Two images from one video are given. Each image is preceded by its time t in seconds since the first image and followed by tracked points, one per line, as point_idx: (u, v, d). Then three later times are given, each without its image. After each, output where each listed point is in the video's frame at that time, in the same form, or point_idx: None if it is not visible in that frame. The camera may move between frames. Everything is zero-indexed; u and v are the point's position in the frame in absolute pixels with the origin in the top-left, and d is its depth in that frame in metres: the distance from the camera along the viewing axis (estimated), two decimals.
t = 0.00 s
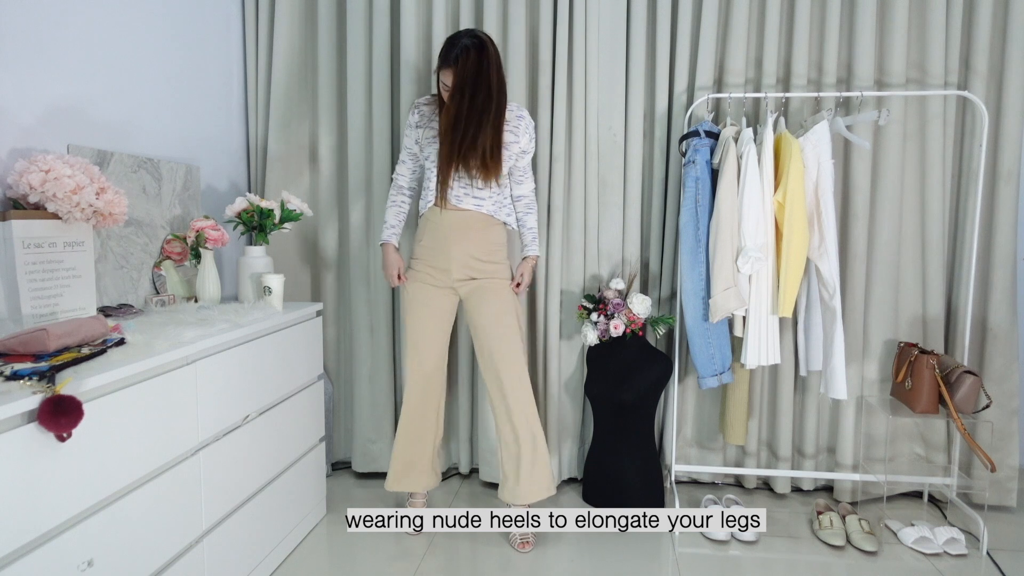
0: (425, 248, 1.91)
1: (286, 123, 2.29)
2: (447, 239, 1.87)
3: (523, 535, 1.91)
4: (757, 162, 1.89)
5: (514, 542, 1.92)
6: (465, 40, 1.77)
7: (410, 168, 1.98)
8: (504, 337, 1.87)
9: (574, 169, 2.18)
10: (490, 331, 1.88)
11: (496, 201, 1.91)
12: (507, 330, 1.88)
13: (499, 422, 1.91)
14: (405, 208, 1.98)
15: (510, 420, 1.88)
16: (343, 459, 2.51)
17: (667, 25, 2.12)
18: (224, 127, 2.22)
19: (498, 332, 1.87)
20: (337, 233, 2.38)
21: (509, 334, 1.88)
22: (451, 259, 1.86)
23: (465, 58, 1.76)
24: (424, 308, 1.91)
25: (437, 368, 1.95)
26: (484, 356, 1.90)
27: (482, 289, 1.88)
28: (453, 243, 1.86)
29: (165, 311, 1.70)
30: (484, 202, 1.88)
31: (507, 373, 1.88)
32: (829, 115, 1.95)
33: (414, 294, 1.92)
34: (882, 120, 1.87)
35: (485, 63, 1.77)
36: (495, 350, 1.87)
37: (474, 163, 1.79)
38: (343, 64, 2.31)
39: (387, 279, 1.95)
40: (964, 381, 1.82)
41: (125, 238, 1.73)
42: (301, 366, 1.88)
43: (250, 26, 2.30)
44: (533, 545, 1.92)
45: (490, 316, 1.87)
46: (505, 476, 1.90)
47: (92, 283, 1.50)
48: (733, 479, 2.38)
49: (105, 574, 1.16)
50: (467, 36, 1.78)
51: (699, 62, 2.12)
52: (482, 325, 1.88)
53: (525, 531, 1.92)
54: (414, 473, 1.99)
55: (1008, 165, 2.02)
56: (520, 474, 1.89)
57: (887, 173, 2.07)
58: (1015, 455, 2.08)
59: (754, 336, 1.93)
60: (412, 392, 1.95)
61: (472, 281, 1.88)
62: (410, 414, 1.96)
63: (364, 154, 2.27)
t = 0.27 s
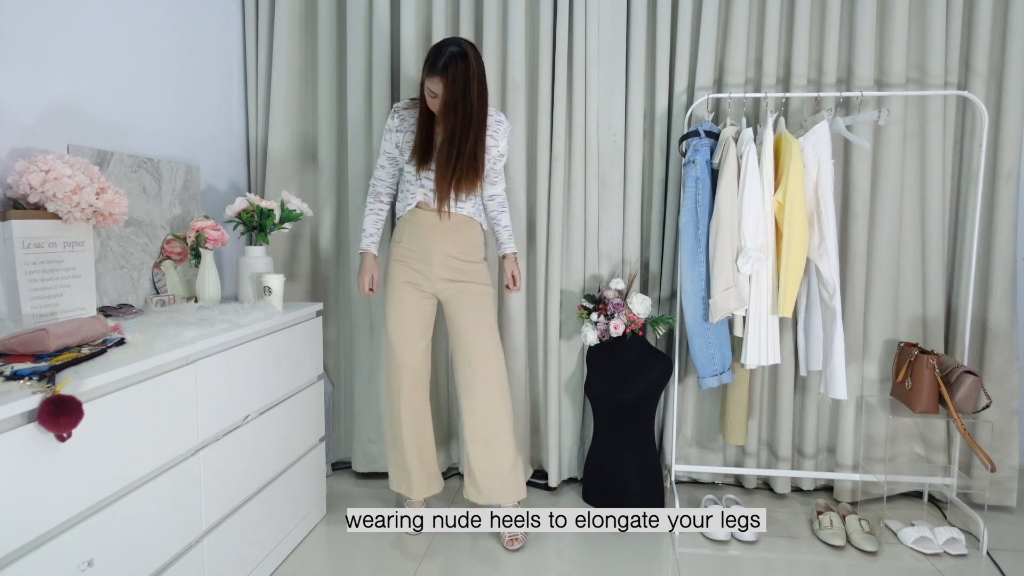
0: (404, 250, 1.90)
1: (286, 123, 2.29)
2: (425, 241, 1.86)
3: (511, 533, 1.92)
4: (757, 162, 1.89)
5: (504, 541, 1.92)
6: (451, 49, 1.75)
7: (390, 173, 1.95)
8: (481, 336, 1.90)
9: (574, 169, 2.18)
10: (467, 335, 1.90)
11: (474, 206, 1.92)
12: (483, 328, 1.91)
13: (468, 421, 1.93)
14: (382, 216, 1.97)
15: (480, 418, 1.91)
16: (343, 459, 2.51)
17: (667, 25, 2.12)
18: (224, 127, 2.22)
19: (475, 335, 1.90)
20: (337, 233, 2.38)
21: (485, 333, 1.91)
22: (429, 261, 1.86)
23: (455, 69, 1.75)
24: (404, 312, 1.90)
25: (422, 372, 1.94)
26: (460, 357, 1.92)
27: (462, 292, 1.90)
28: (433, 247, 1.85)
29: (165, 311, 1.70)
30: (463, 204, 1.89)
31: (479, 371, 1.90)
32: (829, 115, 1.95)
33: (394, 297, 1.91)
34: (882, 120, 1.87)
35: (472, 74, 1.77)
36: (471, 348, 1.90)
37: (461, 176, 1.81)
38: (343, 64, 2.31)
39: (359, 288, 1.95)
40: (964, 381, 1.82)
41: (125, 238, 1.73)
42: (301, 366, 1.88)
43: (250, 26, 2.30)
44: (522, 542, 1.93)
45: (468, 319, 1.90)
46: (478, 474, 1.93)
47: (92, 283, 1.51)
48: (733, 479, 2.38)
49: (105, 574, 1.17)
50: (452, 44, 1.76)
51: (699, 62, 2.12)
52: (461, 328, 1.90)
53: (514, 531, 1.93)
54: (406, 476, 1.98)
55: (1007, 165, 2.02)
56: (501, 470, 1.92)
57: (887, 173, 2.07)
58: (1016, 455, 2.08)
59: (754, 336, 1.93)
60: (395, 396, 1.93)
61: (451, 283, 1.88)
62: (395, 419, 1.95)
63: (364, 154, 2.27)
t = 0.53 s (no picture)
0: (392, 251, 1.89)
1: (286, 123, 2.29)
2: (414, 241, 1.85)
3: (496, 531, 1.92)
4: (757, 162, 1.89)
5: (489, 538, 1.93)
6: (454, 45, 1.74)
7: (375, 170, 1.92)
8: (473, 336, 1.91)
9: (574, 169, 2.18)
10: (463, 335, 1.91)
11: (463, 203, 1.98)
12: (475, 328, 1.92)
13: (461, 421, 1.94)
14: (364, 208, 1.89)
15: (474, 418, 1.92)
16: (343, 459, 2.51)
17: (667, 25, 2.12)
18: (224, 127, 2.22)
19: (470, 336, 1.91)
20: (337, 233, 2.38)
21: (477, 331, 1.92)
22: (417, 261, 1.86)
23: (460, 65, 1.73)
24: (395, 312, 1.89)
25: (415, 369, 1.94)
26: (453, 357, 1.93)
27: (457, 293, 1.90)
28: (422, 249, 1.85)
29: (165, 311, 1.70)
30: (455, 201, 1.93)
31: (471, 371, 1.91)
32: (829, 115, 1.96)
33: (384, 297, 1.90)
34: (882, 120, 1.87)
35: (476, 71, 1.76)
36: (463, 348, 1.91)
37: (470, 173, 1.85)
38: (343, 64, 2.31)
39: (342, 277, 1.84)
40: (964, 381, 1.82)
41: (125, 238, 1.73)
42: (301, 366, 1.88)
43: (250, 26, 2.30)
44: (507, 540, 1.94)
45: (464, 320, 1.91)
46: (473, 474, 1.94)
47: (92, 283, 1.51)
48: (733, 479, 2.39)
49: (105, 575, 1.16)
50: (452, 40, 1.75)
51: (699, 62, 2.12)
52: (457, 329, 1.91)
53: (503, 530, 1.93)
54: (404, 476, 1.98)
55: (1007, 165, 2.02)
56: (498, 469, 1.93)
57: (887, 173, 2.07)
58: (1015, 455, 2.08)
59: (755, 336, 1.93)
60: (389, 395, 1.93)
61: (443, 282, 1.88)
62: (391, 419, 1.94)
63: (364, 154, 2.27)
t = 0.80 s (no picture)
0: (390, 247, 1.88)
1: (286, 123, 2.29)
2: (413, 238, 1.85)
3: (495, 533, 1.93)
4: (757, 162, 1.89)
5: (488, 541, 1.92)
6: (459, 36, 1.76)
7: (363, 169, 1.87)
8: (471, 335, 1.92)
9: (574, 169, 2.18)
10: (462, 336, 1.91)
11: (463, 194, 1.97)
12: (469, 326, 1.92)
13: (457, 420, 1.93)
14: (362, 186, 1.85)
15: (473, 419, 1.92)
16: (343, 459, 2.51)
17: (667, 25, 2.12)
18: (224, 127, 2.22)
19: (469, 337, 1.91)
20: (337, 233, 2.38)
21: (476, 332, 1.93)
22: (416, 259, 1.86)
23: (466, 57, 1.75)
24: (392, 311, 1.89)
25: (412, 368, 1.94)
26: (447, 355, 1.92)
27: (457, 294, 1.90)
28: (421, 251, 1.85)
29: (165, 311, 1.70)
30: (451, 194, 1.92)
31: (467, 368, 1.91)
32: (829, 115, 1.95)
33: (382, 295, 1.89)
34: (882, 120, 1.87)
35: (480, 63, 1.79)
36: (460, 347, 1.91)
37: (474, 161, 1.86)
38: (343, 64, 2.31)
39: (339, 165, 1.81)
40: (964, 381, 1.82)
41: (125, 238, 1.73)
42: (302, 366, 1.88)
43: (250, 26, 2.30)
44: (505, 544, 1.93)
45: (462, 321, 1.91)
46: (468, 475, 1.93)
47: (92, 283, 1.51)
48: (733, 479, 2.39)
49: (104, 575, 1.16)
50: (456, 32, 1.77)
51: (699, 62, 2.12)
52: (455, 330, 1.91)
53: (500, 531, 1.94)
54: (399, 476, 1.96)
55: (1007, 165, 2.02)
56: (496, 469, 1.93)
57: (887, 173, 2.07)
58: (1015, 455, 2.08)
59: (755, 336, 1.93)
60: (385, 396, 1.92)
61: (442, 282, 1.88)
62: (387, 418, 1.93)
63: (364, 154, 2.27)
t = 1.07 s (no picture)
0: (397, 246, 1.88)
1: (286, 123, 2.29)
2: (421, 238, 1.86)
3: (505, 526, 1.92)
4: (757, 162, 1.89)
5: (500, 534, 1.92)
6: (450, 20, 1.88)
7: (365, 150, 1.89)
8: (477, 336, 1.91)
9: (573, 169, 2.18)
10: (468, 337, 1.91)
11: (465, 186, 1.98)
12: (478, 325, 1.92)
13: (464, 420, 1.93)
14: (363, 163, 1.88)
15: (476, 419, 1.92)
16: (343, 459, 2.51)
17: (667, 25, 2.12)
18: (224, 127, 2.22)
19: (474, 338, 1.91)
20: (337, 233, 2.38)
21: (482, 334, 1.92)
22: (424, 257, 1.87)
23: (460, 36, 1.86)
24: (399, 310, 1.89)
25: (416, 367, 1.94)
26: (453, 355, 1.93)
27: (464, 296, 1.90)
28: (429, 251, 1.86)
29: (165, 311, 1.70)
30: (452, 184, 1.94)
31: (474, 367, 1.91)
32: (829, 115, 1.95)
33: (388, 294, 1.89)
34: (882, 120, 1.87)
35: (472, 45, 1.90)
36: (465, 348, 1.91)
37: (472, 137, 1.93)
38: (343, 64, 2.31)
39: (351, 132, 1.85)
40: (964, 381, 1.82)
41: (125, 238, 1.73)
42: (302, 366, 1.88)
43: (250, 26, 2.30)
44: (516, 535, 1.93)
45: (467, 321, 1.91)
46: (471, 475, 1.93)
47: (92, 283, 1.51)
48: (733, 479, 2.38)
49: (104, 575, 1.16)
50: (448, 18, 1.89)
51: (699, 62, 2.12)
52: (460, 330, 1.91)
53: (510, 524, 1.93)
54: (403, 476, 1.96)
55: (1007, 165, 2.02)
56: (498, 469, 1.93)
57: (887, 173, 2.07)
58: (1016, 455, 2.08)
59: (755, 336, 1.93)
60: (387, 395, 1.92)
61: (448, 281, 1.88)
62: (389, 418, 1.93)
63: (364, 154, 2.27)
